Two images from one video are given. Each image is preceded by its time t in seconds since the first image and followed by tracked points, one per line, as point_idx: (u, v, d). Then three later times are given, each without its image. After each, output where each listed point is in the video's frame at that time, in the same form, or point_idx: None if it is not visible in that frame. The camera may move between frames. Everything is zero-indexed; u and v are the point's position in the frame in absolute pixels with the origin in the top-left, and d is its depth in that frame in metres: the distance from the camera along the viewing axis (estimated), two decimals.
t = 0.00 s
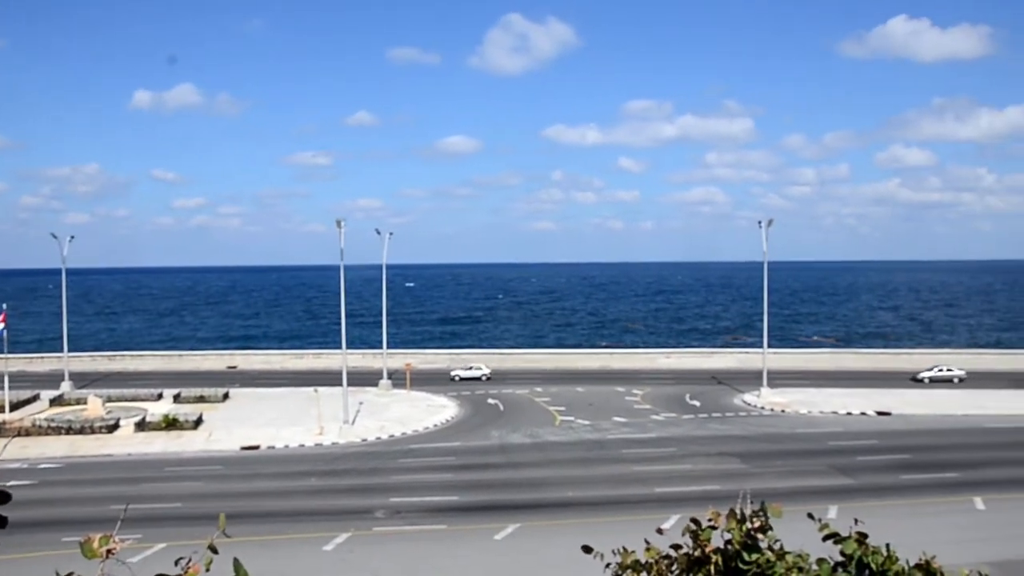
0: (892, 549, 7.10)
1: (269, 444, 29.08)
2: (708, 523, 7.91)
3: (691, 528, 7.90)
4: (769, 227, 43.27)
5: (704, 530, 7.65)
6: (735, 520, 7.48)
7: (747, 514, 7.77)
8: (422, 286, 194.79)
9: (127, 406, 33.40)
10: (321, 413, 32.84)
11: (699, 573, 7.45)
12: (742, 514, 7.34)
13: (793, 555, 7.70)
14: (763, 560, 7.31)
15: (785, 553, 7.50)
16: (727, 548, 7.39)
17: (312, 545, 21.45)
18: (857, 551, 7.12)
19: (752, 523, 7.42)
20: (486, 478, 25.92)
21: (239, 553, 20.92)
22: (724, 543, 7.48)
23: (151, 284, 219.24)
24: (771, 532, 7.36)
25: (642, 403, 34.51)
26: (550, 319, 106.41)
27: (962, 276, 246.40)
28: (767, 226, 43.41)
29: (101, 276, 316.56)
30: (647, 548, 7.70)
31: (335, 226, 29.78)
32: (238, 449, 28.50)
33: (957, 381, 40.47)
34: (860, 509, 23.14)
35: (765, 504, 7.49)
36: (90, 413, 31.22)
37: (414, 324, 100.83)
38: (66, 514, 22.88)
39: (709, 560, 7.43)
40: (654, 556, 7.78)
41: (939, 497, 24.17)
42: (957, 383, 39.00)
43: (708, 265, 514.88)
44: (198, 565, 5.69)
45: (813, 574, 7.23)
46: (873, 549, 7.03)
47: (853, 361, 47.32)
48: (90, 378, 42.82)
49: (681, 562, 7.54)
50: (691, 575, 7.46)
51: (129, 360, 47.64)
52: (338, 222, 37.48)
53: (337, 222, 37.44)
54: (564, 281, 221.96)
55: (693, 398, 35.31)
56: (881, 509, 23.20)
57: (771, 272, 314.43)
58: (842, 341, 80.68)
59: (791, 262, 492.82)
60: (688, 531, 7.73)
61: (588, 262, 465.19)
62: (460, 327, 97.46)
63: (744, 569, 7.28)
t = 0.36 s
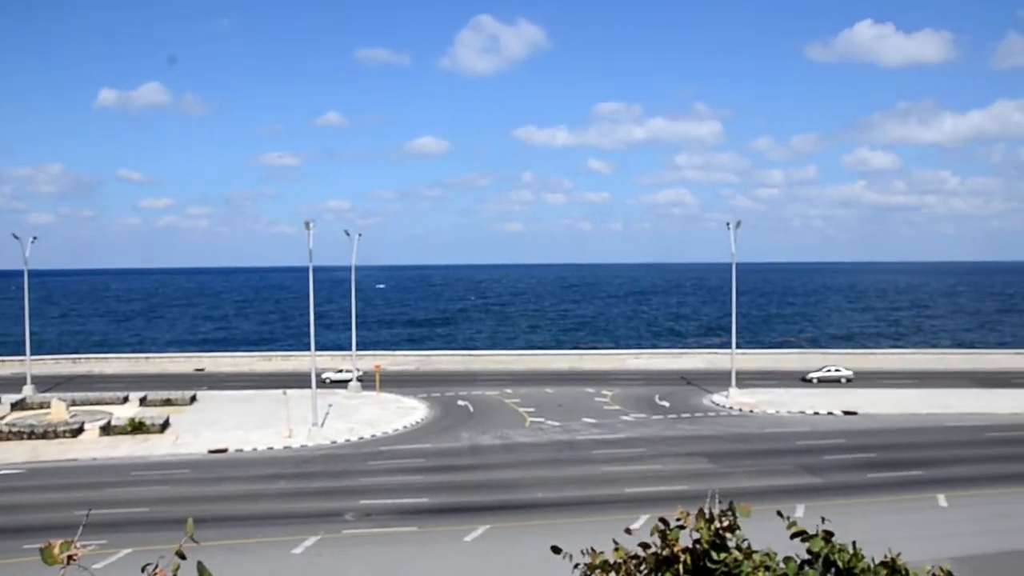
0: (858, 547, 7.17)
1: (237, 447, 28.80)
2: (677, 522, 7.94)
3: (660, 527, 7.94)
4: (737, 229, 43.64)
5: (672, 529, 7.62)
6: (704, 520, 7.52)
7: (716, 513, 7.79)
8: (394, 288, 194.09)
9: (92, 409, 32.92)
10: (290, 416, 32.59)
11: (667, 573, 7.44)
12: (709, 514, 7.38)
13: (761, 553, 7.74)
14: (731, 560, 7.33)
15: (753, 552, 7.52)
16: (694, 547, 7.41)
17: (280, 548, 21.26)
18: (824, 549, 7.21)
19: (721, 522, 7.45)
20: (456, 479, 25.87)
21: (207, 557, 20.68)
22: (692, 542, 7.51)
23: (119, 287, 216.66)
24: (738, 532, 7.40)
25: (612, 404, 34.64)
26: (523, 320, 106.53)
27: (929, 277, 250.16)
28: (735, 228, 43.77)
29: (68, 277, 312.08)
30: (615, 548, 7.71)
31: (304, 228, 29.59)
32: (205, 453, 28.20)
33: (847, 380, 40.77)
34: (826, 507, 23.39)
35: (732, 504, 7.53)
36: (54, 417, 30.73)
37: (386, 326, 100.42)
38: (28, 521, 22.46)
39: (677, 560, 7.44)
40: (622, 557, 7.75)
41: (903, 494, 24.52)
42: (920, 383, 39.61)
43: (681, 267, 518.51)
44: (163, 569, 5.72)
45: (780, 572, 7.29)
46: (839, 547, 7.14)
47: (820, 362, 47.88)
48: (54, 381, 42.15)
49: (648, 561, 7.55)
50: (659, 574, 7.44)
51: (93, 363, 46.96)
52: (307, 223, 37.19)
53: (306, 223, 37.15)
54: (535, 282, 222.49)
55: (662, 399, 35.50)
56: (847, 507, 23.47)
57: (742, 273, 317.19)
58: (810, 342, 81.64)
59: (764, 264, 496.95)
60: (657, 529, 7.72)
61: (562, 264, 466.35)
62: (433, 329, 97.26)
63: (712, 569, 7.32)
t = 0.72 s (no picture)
0: (827, 544, 7.23)
1: (207, 447, 28.57)
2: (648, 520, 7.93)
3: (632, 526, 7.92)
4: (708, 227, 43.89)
5: (643, 527, 7.60)
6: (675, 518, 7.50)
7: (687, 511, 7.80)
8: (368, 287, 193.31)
9: (59, 410, 32.49)
10: (261, 416, 32.37)
11: (639, 571, 7.42)
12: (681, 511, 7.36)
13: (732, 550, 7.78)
14: (702, 557, 7.33)
15: (723, 548, 7.54)
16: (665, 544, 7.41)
17: (251, 549, 21.08)
18: (794, 545, 7.26)
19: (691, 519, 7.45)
20: (429, 478, 25.84)
21: (176, 559, 20.46)
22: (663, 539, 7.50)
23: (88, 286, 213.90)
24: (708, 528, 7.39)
25: (584, 402, 34.73)
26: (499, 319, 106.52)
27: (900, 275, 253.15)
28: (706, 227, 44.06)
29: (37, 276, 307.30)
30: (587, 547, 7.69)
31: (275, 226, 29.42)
32: (175, 453, 27.94)
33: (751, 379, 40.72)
34: (795, 504, 23.61)
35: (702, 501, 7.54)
36: (19, 418, 30.29)
37: (362, 325, 99.98)
38: None
39: (648, 558, 7.44)
40: (593, 555, 7.73)
41: (871, 490, 24.81)
42: (888, 381, 40.09)
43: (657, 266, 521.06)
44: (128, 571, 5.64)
45: (749, 568, 7.34)
46: (808, 544, 7.17)
47: (791, 360, 48.31)
48: (19, 382, 41.54)
49: (620, 560, 7.53)
50: (630, 573, 7.43)
51: (59, 363, 46.33)
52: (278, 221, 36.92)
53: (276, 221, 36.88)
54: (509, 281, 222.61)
55: (634, 397, 35.65)
56: (816, 503, 23.71)
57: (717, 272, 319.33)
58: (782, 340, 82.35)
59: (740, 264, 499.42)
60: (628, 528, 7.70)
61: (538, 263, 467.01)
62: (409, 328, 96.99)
63: (683, 566, 7.33)
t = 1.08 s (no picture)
0: (794, 543, 7.43)
1: (178, 450, 28.32)
2: (617, 522, 8.04)
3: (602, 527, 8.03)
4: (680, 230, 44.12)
5: (613, 529, 7.71)
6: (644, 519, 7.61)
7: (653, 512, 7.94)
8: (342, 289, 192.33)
9: (25, 415, 32.02)
10: (232, 419, 32.14)
11: (609, 572, 7.52)
12: (650, 512, 7.48)
13: (700, 550, 7.92)
14: (671, 557, 7.46)
15: (693, 549, 7.65)
16: (634, 545, 7.53)
17: (221, 554, 20.87)
18: (763, 545, 7.48)
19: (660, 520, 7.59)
20: (401, 481, 25.76)
21: (146, 564, 20.21)
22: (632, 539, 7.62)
23: (58, 288, 211.15)
24: (677, 528, 7.53)
25: (556, 405, 34.82)
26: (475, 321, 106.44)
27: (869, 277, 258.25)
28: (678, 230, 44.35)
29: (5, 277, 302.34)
30: (557, 548, 7.78)
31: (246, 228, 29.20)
32: (145, 457, 27.68)
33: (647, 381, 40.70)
34: (765, 504, 23.80)
35: (672, 501, 7.67)
36: None
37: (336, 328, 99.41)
38: None
39: (618, 558, 7.55)
40: (562, 557, 7.85)
41: (840, 490, 25.07)
42: (857, 382, 40.60)
43: (633, 267, 523.22)
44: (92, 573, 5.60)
45: (719, 568, 7.49)
46: (777, 543, 7.41)
47: (761, 361, 48.76)
48: None
49: (590, 560, 7.64)
50: (600, 573, 7.55)
51: (25, 367, 45.68)
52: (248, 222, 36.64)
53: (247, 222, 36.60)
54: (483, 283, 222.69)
55: (606, 399, 35.80)
56: (786, 503, 23.95)
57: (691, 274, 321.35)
58: (753, 342, 83.19)
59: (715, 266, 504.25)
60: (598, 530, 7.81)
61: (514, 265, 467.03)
62: (385, 330, 96.55)
63: (653, 566, 7.43)
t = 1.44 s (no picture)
0: (762, 542, 7.57)
1: (146, 452, 28.00)
2: (587, 522, 8.14)
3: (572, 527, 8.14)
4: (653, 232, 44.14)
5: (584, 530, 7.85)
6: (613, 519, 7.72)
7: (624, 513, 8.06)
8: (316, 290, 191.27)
9: None
10: (201, 419, 31.87)
11: (579, 572, 7.65)
12: (619, 512, 7.58)
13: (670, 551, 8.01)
14: (640, 557, 7.56)
15: (662, 549, 7.74)
16: (604, 546, 7.63)
17: (190, 556, 20.62)
18: (731, 545, 7.57)
19: (629, 520, 7.70)
20: (372, 483, 25.63)
21: (112, 567, 19.92)
22: (601, 540, 7.72)
23: (24, 287, 207.91)
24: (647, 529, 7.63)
25: (528, 406, 34.86)
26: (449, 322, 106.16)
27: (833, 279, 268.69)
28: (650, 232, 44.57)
29: None
30: (527, 548, 7.91)
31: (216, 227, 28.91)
32: (112, 459, 27.32)
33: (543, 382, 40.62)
34: (735, 505, 23.96)
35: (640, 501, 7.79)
36: None
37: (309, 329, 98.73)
38: None
39: (588, 559, 7.66)
40: (534, 558, 7.95)
41: (809, 491, 25.29)
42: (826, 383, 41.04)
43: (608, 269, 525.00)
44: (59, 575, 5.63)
45: (688, 568, 7.63)
46: (744, 543, 7.51)
47: (731, 363, 49.16)
48: None
49: (560, 561, 7.75)
50: (570, 574, 7.67)
51: None
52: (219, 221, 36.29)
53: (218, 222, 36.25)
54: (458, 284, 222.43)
55: (578, 401, 35.90)
56: (755, 504, 24.13)
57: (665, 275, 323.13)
58: (723, 344, 83.95)
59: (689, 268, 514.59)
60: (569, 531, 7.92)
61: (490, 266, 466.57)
62: (358, 331, 96.08)
63: (621, 566, 7.53)
